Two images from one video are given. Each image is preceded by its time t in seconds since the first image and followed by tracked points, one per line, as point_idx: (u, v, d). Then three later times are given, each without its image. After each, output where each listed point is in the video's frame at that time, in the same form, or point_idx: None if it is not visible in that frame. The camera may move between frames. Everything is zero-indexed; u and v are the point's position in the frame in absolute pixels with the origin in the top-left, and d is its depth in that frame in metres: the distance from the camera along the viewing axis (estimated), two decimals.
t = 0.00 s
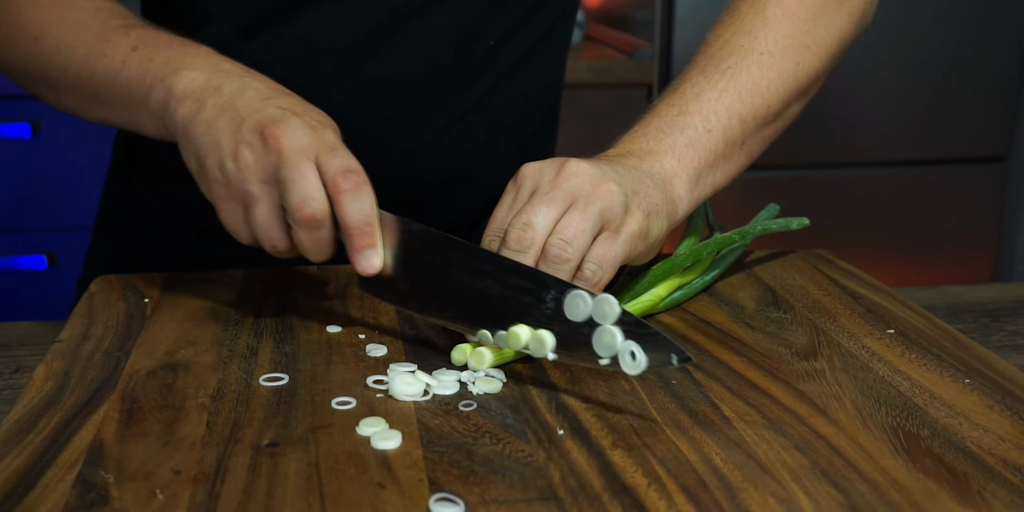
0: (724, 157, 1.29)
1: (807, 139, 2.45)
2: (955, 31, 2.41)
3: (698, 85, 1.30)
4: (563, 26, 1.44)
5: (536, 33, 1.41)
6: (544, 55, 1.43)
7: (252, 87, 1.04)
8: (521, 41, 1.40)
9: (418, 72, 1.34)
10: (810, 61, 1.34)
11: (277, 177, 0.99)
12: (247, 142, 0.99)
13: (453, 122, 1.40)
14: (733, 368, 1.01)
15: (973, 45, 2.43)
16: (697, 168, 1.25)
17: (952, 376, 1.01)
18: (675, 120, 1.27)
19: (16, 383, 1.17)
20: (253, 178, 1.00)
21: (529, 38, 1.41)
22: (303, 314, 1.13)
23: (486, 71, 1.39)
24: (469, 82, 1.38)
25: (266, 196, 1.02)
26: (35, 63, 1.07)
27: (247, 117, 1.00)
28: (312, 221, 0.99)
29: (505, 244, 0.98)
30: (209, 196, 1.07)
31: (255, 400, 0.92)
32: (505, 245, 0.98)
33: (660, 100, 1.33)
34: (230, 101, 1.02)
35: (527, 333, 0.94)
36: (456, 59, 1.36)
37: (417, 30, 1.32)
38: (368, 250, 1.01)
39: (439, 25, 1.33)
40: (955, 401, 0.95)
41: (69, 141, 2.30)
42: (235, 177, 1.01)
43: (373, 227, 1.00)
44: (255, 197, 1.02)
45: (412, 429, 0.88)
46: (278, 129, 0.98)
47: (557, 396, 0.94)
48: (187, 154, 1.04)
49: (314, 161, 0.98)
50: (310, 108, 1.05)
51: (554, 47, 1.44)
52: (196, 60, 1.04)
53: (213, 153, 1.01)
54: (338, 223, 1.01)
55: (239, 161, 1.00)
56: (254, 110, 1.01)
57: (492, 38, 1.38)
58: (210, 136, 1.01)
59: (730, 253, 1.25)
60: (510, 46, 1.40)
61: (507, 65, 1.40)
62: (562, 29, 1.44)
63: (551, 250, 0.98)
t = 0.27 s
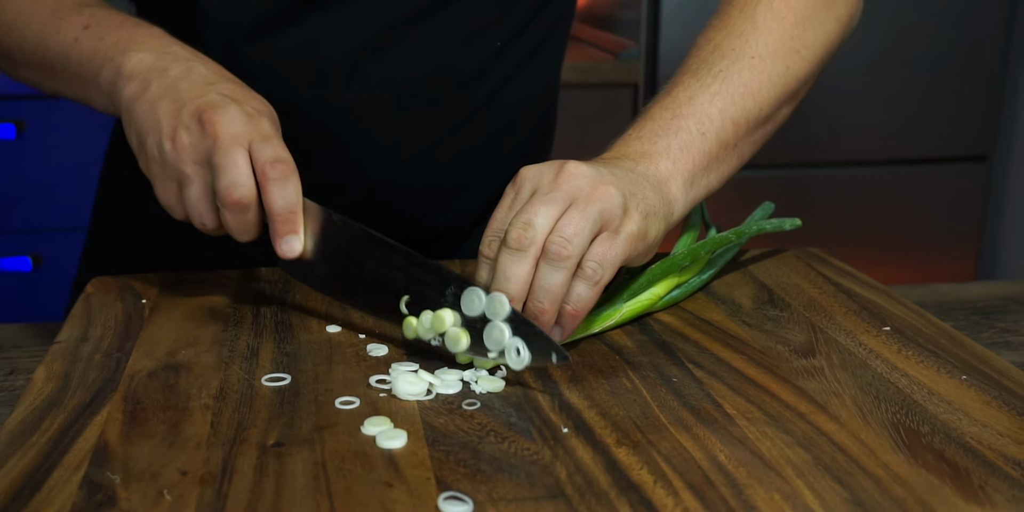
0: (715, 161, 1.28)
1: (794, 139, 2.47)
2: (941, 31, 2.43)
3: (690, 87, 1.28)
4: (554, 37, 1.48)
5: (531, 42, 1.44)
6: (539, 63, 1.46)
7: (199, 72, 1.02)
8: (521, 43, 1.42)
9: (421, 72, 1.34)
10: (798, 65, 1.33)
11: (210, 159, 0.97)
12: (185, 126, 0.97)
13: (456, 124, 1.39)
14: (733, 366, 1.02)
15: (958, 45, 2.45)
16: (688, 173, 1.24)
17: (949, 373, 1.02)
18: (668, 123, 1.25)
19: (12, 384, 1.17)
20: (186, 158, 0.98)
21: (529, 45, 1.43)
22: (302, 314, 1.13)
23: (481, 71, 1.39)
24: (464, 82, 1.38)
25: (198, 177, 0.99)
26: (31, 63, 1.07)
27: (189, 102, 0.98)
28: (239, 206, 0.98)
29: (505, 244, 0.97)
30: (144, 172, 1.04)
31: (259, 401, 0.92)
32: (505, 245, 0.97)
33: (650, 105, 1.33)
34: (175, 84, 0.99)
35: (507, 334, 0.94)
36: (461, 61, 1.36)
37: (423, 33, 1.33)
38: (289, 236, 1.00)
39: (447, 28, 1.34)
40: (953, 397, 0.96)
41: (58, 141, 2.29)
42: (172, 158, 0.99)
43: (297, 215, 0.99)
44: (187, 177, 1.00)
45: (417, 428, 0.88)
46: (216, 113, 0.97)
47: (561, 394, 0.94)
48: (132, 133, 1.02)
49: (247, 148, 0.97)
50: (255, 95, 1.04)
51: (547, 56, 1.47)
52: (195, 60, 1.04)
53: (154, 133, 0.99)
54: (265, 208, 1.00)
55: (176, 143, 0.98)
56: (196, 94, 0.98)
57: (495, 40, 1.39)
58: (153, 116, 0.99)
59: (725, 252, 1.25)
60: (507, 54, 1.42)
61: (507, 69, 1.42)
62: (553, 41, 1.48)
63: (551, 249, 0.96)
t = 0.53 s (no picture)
0: (714, 163, 1.32)
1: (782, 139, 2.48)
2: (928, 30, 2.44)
3: (687, 93, 1.34)
4: (548, 35, 1.46)
5: (522, 40, 1.42)
6: (531, 64, 1.45)
7: (265, 104, 1.04)
8: (513, 42, 1.42)
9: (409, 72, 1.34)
10: (794, 66, 1.39)
11: (288, 192, 0.99)
12: (262, 159, 0.99)
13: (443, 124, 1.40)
14: (733, 363, 1.02)
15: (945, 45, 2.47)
16: (689, 176, 1.29)
17: (947, 370, 1.03)
18: (666, 128, 1.31)
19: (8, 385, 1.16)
20: (264, 194, 1.00)
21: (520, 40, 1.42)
22: (302, 314, 1.13)
23: (476, 71, 1.39)
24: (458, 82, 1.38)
25: (278, 211, 1.02)
26: (29, 65, 1.06)
27: (261, 135, 1.00)
28: (324, 238, 1.00)
29: (509, 242, 0.98)
30: (218, 212, 1.07)
31: (262, 401, 0.92)
32: (510, 242, 0.98)
33: (649, 108, 1.37)
34: (244, 119, 1.02)
35: (638, 345, 0.90)
36: (447, 60, 1.36)
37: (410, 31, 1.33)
38: (381, 266, 1.01)
39: (432, 26, 1.33)
40: (952, 394, 0.97)
41: (48, 142, 2.27)
42: (247, 195, 1.01)
43: (387, 243, 1.01)
44: (266, 212, 1.02)
45: (422, 427, 0.88)
46: (294, 145, 0.99)
47: (564, 393, 0.95)
48: (195, 169, 1.05)
49: (327, 177, 0.99)
50: (323, 124, 1.06)
51: (540, 55, 1.46)
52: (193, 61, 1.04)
53: (224, 171, 1.01)
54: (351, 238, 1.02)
55: (251, 178, 1.00)
56: (268, 126, 1.01)
57: (485, 39, 1.39)
58: (224, 153, 1.01)
59: (722, 251, 1.26)
60: (497, 52, 1.41)
61: (495, 69, 1.40)
62: (546, 41, 1.46)
63: (555, 247, 0.98)
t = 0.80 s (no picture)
0: (709, 173, 1.34)
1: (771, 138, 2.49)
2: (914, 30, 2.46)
3: (683, 100, 1.36)
4: (543, 38, 1.50)
5: (524, 43, 1.46)
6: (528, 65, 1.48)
7: (192, 68, 1.02)
8: (514, 45, 1.44)
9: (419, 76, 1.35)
10: (786, 75, 1.41)
11: (211, 152, 0.98)
12: (184, 120, 0.98)
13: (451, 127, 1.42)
14: (733, 360, 1.03)
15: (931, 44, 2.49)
16: (686, 185, 1.30)
17: (944, 366, 1.04)
18: (664, 136, 1.31)
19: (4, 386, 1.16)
20: (187, 153, 0.99)
21: (518, 47, 1.45)
22: (301, 314, 1.13)
23: (472, 71, 1.40)
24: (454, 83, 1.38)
25: (201, 171, 1.00)
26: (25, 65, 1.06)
27: (186, 96, 0.99)
28: (244, 197, 0.98)
29: (514, 238, 0.97)
30: (147, 170, 1.06)
31: (265, 400, 0.92)
32: (514, 239, 0.97)
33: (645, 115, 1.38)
34: (171, 81, 1.00)
35: (528, 303, 0.95)
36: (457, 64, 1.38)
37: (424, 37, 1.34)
38: (297, 224, 1.00)
39: (444, 32, 1.35)
40: (950, 390, 0.98)
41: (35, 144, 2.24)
42: (172, 153, 1.00)
43: (302, 201, 1.00)
44: (190, 172, 1.00)
45: (426, 426, 0.88)
46: (213, 106, 0.97)
47: (565, 391, 0.95)
48: (127, 130, 1.03)
49: (246, 138, 0.97)
50: (249, 86, 1.04)
51: (536, 55, 1.50)
52: (191, 61, 1.04)
53: (152, 130, 1.00)
54: (268, 197, 1.00)
55: (176, 138, 0.98)
56: (194, 89, 0.99)
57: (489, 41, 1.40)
58: (151, 114, 0.99)
59: (718, 250, 1.27)
60: (501, 55, 1.43)
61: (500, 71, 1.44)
62: (541, 43, 1.50)
63: (558, 246, 0.97)
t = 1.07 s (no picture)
0: (703, 170, 1.34)
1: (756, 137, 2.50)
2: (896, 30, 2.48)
3: (675, 97, 1.36)
4: (536, 35, 1.50)
5: (515, 40, 1.46)
6: (521, 62, 1.48)
7: (243, 99, 1.04)
8: (505, 44, 1.44)
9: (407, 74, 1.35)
10: (776, 74, 1.41)
11: (264, 193, 1.00)
12: (239, 159, 0.99)
13: (441, 126, 1.41)
14: (730, 358, 1.04)
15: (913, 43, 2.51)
16: (679, 182, 1.30)
17: (938, 362, 1.05)
18: (657, 133, 1.32)
19: None
20: (240, 193, 1.01)
21: (509, 43, 1.45)
22: (299, 314, 1.13)
23: (464, 71, 1.41)
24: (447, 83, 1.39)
25: (253, 211, 1.02)
26: (20, 66, 1.06)
27: (239, 132, 1.00)
28: (297, 239, 1.00)
29: (513, 240, 0.99)
30: (192, 206, 1.07)
31: (267, 400, 0.92)
32: (514, 240, 0.99)
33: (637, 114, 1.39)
34: (222, 115, 1.02)
35: (598, 357, 0.95)
36: (446, 61, 1.38)
37: (408, 34, 1.34)
38: (349, 267, 1.02)
39: (430, 28, 1.35)
40: (944, 385, 0.99)
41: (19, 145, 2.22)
42: (223, 192, 1.01)
43: (356, 244, 1.02)
44: (240, 211, 1.02)
45: (429, 424, 0.88)
46: (272, 146, 0.99)
47: (566, 389, 0.96)
48: (173, 165, 1.04)
49: (302, 179, 0.99)
50: (299, 121, 1.06)
51: (528, 52, 1.49)
52: (188, 62, 1.04)
53: (202, 169, 1.01)
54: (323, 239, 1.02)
55: (227, 176, 1.00)
56: (245, 125, 1.01)
57: (479, 40, 1.40)
58: (201, 150, 1.01)
59: (712, 248, 1.28)
60: (492, 53, 1.44)
61: (490, 69, 1.43)
62: (535, 40, 1.50)
63: (558, 246, 0.99)
